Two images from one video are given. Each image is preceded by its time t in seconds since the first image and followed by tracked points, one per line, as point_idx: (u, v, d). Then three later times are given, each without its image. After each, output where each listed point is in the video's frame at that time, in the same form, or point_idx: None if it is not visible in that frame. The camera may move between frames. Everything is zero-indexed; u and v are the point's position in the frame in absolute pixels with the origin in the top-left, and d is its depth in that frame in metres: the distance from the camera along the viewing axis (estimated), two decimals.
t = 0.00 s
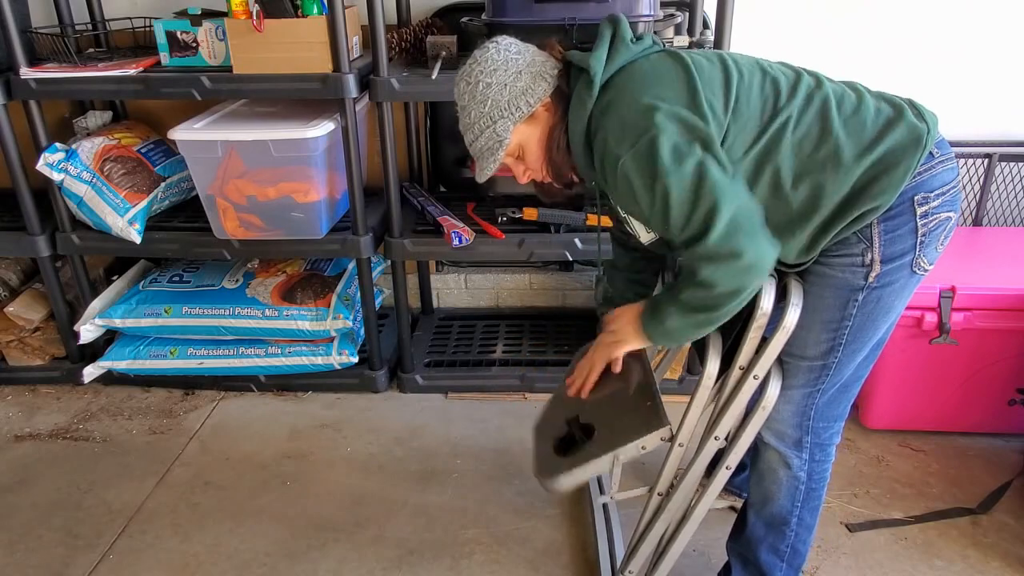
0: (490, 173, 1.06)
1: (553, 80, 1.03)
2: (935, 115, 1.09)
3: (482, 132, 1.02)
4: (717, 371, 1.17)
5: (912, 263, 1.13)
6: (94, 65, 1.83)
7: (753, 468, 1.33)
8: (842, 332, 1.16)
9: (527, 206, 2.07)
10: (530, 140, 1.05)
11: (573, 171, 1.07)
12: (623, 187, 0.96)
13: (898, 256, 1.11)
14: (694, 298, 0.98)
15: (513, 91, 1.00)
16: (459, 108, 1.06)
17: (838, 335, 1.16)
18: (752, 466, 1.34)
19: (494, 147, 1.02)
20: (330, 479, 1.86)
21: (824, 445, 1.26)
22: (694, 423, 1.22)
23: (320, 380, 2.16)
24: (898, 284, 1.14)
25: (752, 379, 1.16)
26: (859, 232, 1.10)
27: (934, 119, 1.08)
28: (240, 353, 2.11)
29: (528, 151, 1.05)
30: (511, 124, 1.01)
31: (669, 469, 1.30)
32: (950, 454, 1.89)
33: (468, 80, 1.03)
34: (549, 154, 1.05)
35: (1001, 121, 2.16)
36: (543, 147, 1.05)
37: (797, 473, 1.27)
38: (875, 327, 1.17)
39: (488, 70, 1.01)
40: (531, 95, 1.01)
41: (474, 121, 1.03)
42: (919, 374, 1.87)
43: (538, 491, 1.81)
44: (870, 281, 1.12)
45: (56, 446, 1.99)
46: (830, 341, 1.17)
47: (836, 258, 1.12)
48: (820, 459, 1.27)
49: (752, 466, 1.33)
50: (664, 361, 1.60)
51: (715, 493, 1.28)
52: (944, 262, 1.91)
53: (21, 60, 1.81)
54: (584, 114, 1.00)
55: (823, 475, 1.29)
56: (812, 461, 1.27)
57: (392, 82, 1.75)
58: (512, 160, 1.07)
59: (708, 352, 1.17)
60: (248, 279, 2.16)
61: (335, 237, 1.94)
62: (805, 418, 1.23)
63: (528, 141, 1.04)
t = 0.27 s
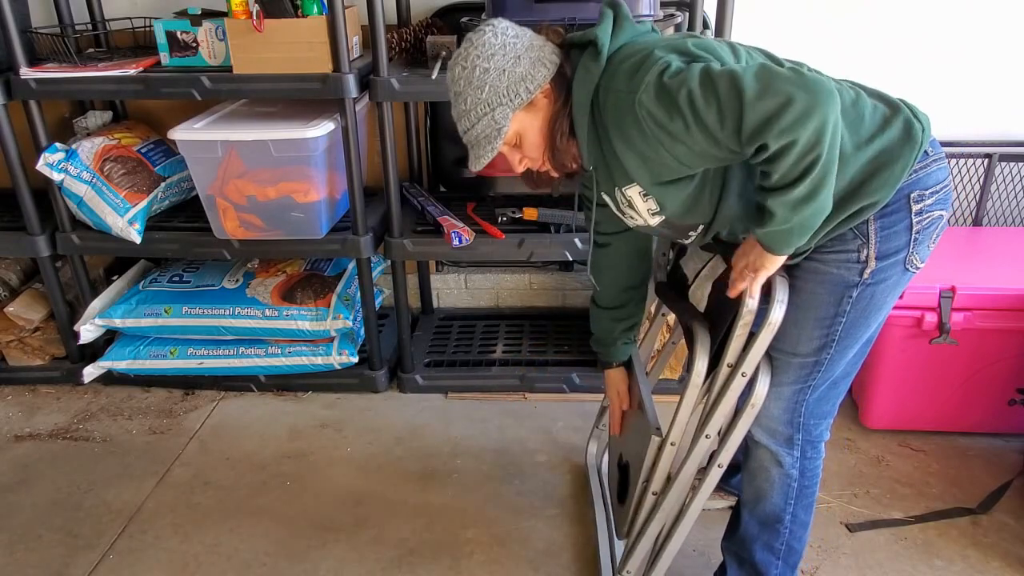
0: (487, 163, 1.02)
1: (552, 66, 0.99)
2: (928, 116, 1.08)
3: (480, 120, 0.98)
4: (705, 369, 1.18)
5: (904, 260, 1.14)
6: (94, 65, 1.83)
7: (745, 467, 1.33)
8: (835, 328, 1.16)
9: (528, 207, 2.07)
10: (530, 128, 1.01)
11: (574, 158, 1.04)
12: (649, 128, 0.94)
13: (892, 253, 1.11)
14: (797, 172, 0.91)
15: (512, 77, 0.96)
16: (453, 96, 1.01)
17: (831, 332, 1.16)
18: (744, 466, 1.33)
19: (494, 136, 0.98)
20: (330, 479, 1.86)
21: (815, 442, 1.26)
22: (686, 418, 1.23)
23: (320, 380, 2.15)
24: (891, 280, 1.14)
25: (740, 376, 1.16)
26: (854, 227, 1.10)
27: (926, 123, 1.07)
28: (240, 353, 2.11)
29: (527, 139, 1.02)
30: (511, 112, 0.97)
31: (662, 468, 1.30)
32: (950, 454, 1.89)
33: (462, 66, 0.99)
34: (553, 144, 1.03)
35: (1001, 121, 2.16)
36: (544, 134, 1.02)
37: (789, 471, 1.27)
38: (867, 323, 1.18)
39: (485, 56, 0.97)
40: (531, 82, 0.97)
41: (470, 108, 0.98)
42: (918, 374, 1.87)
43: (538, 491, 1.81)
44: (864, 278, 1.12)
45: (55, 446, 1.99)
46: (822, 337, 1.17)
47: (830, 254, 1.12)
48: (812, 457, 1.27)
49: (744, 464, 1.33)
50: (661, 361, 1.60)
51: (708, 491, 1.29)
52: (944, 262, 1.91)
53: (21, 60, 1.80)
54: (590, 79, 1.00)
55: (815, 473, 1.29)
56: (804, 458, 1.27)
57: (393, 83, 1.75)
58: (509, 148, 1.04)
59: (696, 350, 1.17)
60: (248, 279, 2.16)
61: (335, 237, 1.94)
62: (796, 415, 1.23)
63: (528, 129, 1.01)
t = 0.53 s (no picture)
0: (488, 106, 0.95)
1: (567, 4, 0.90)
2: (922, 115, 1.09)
3: (485, 59, 0.90)
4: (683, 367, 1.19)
5: (882, 259, 1.14)
6: (94, 65, 1.83)
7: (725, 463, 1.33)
8: (813, 323, 1.16)
9: (527, 206, 2.06)
10: (538, 70, 0.94)
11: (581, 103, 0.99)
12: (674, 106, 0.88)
13: (871, 250, 1.12)
14: (812, 202, 0.91)
15: (523, 16, 0.87)
16: (455, 30, 0.92)
17: (808, 327, 1.16)
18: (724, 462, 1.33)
19: (499, 79, 0.90)
20: (329, 479, 1.86)
21: (793, 437, 1.27)
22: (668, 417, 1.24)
23: (320, 380, 2.16)
24: (869, 277, 1.15)
25: (718, 371, 1.16)
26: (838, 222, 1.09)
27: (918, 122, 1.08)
28: (240, 353, 2.11)
29: (533, 83, 0.95)
30: (519, 54, 0.89)
31: (648, 468, 1.31)
32: (950, 454, 1.89)
33: None
34: (561, 89, 0.97)
35: (1001, 122, 2.16)
36: (552, 79, 0.96)
37: (768, 466, 1.27)
38: (844, 319, 1.18)
39: None
40: (542, 22, 0.89)
41: (474, 44, 0.89)
42: (918, 374, 1.87)
43: (538, 491, 1.81)
44: (843, 273, 1.12)
45: (55, 446, 1.99)
46: (800, 333, 1.17)
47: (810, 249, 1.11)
48: (791, 451, 1.27)
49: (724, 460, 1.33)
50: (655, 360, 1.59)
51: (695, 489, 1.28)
52: (944, 262, 1.91)
53: (21, 60, 1.81)
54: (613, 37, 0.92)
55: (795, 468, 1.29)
56: (782, 453, 1.27)
57: (393, 83, 1.75)
58: (512, 90, 0.97)
59: (673, 349, 1.19)
60: (248, 278, 2.16)
61: (335, 237, 1.94)
62: (773, 410, 1.23)
63: (536, 74, 0.94)
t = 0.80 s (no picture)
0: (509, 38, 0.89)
1: None
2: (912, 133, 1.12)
3: None
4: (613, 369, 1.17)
5: (864, 259, 1.16)
6: (94, 65, 1.83)
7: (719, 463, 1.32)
8: (803, 323, 1.16)
9: (528, 206, 2.06)
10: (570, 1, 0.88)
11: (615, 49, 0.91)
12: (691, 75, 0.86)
13: (855, 249, 1.13)
14: (746, 230, 0.93)
15: None
16: None
17: (796, 327, 1.16)
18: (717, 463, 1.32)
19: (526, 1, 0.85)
20: (330, 479, 1.86)
21: (784, 435, 1.26)
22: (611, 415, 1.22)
23: (321, 380, 2.16)
24: (852, 277, 1.16)
25: (647, 366, 1.11)
26: (825, 219, 1.10)
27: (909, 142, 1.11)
28: (240, 353, 2.11)
29: (562, 15, 0.88)
30: None
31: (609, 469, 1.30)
32: (950, 453, 1.89)
33: None
34: (592, 23, 0.90)
35: (1001, 122, 2.16)
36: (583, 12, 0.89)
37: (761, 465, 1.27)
38: (830, 318, 1.19)
39: None
40: None
41: None
42: (917, 374, 1.87)
43: (538, 491, 1.81)
44: (829, 272, 1.13)
45: (55, 446, 1.99)
46: (789, 333, 1.17)
47: (797, 248, 1.12)
48: (782, 449, 1.27)
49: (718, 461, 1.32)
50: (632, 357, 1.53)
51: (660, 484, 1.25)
52: (944, 262, 1.91)
53: (21, 60, 1.81)
54: None
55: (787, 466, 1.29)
56: (774, 451, 1.27)
57: (393, 83, 1.75)
58: (538, 24, 0.91)
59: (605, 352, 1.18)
60: (248, 278, 2.16)
61: (335, 237, 1.94)
62: (764, 410, 1.23)
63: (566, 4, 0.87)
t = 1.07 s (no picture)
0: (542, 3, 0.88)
1: None
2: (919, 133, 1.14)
3: None
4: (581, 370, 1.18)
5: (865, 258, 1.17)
6: (94, 65, 1.83)
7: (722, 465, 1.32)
8: (808, 324, 1.16)
9: (528, 206, 2.07)
10: None
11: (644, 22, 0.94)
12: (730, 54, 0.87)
13: (857, 248, 1.14)
14: (775, 215, 0.91)
15: None
16: None
17: (801, 328, 1.16)
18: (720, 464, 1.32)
19: None
20: (330, 479, 1.86)
21: (788, 435, 1.27)
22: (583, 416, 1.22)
23: (321, 380, 2.16)
24: (854, 275, 1.17)
25: (612, 367, 1.10)
26: (831, 219, 1.10)
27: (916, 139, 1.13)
28: (240, 353, 2.11)
29: None
30: None
31: (589, 471, 1.30)
32: (950, 453, 1.89)
33: None
34: None
35: (1001, 122, 2.16)
36: None
37: (766, 465, 1.27)
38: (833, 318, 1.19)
39: None
40: None
41: None
42: (918, 374, 1.87)
43: (538, 491, 1.81)
44: (833, 272, 1.14)
45: (55, 446, 1.99)
46: (794, 334, 1.17)
47: (801, 248, 1.12)
48: (786, 449, 1.27)
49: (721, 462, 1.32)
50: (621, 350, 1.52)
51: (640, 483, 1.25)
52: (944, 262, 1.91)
53: (21, 60, 1.81)
54: None
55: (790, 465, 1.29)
56: (778, 451, 1.27)
57: (393, 82, 1.75)
58: None
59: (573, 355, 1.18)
60: (248, 278, 2.16)
61: (335, 237, 1.94)
62: (768, 411, 1.23)
63: None
